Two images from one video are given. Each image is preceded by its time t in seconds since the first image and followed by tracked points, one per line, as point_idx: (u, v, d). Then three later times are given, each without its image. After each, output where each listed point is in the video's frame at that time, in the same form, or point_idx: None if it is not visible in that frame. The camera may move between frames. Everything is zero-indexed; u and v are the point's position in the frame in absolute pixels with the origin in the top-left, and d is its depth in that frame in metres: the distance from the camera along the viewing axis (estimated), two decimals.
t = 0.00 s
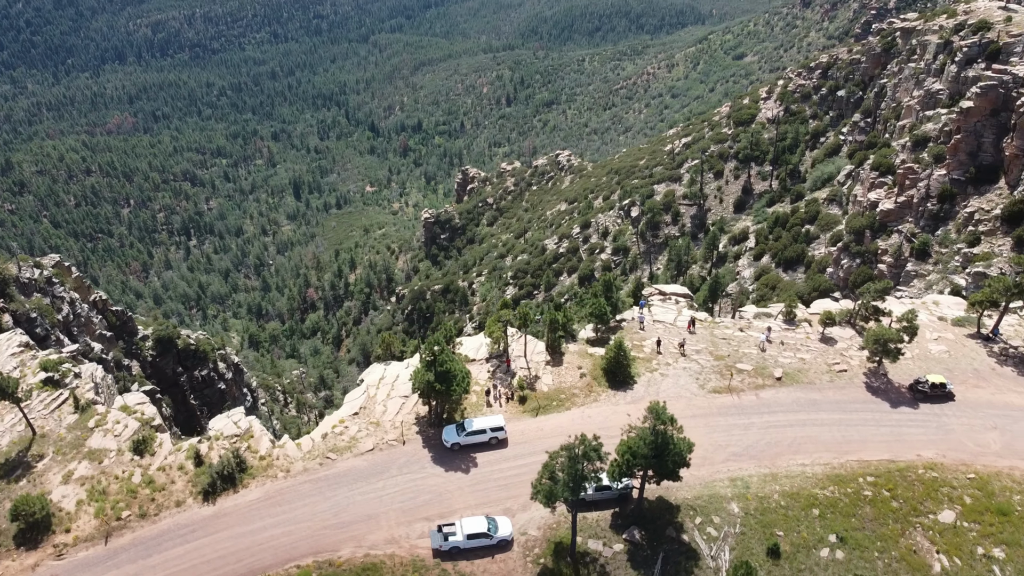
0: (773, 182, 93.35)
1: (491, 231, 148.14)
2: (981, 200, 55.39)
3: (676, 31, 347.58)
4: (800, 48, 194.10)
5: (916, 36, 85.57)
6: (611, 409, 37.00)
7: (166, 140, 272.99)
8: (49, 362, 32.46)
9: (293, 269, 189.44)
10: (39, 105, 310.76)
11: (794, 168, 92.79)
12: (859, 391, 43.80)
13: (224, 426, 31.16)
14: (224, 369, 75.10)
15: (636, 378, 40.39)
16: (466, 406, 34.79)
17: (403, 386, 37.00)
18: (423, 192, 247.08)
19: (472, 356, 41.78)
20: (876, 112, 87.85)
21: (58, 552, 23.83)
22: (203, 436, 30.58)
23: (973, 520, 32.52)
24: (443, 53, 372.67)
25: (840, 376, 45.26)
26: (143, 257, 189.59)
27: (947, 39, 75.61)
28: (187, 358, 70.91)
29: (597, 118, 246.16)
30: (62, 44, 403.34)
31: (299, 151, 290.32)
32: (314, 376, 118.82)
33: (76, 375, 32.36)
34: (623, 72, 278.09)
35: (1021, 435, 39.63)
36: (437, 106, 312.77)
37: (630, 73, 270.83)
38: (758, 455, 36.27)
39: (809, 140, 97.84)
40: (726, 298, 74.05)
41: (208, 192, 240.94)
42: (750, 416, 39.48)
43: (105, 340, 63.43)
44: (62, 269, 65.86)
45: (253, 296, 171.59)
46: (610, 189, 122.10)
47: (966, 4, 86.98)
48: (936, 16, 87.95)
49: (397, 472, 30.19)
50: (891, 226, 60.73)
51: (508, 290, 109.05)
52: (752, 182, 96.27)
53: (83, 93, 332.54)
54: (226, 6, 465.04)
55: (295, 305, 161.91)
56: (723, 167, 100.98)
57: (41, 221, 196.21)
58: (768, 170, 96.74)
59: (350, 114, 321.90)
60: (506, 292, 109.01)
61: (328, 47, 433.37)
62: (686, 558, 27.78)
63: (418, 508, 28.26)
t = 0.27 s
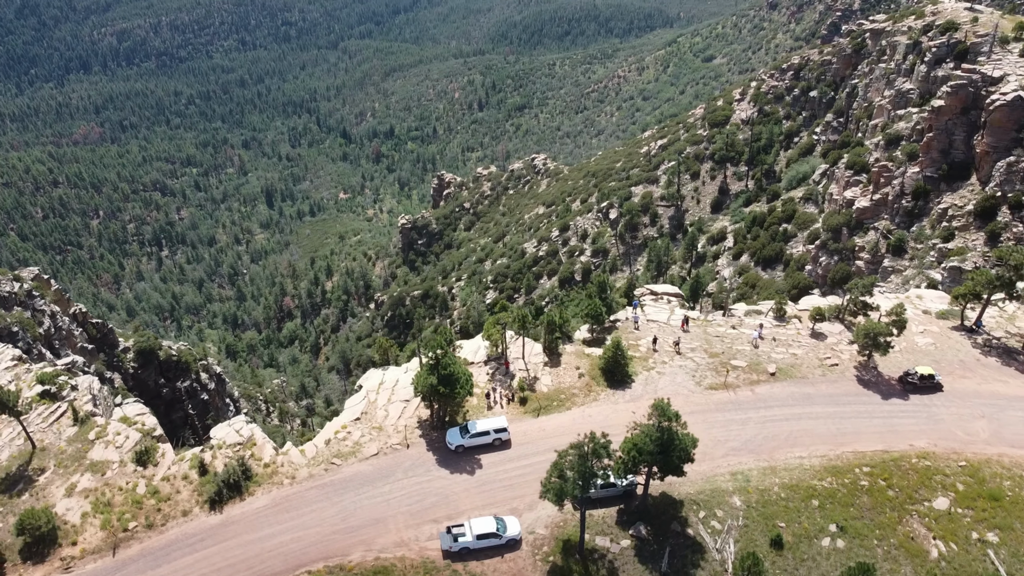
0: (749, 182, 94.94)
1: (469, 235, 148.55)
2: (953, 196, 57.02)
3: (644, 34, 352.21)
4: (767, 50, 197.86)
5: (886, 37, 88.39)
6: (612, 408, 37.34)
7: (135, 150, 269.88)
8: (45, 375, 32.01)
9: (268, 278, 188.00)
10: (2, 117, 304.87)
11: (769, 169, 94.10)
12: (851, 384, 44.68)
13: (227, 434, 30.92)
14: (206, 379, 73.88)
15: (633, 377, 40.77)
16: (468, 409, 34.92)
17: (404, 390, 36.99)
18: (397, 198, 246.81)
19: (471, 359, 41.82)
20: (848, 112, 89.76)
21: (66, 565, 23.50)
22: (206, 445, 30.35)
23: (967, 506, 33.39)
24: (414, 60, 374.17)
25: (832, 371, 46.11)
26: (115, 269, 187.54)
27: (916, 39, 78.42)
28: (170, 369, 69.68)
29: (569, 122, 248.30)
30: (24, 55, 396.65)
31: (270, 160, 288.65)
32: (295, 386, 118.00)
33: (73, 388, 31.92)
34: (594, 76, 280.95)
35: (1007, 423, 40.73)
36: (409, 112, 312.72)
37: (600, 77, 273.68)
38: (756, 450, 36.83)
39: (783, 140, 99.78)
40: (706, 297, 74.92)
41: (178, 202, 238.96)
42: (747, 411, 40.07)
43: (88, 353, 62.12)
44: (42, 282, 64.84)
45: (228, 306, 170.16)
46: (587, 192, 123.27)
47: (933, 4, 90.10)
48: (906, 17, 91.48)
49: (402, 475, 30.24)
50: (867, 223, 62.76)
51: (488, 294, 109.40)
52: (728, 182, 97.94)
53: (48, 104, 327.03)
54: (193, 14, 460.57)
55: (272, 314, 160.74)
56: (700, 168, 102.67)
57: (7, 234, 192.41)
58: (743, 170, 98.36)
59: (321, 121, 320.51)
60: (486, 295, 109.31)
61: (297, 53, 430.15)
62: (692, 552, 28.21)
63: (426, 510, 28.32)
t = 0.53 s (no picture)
0: (727, 181, 96.39)
1: (448, 240, 148.59)
2: (929, 192, 58.95)
3: (615, 37, 356.12)
4: (737, 51, 200.94)
5: (858, 37, 90.46)
6: (612, 406, 37.73)
7: (104, 160, 266.15)
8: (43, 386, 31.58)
9: (244, 286, 186.16)
10: None
11: (746, 168, 95.26)
12: (843, 377, 45.55)
13: (230, 442, 30.75)
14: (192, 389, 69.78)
15: (632, 375, 41.13)
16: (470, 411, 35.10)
17: (405, 393, 37.03)
18: (372, 204, 246.04)
19: (470, 361, 42.00)
20: (822, 111, 91.09)
21: None
22: (210, 453, 30.17)
23: (960, 492, 34.25)
24: (386, 65, 374.07)
25: (825, 364, 46.95)
26: (86, 281, 184.96)
27: (888, 39, 79.94)
28: (152, 380, 66.45)
29: (543, 125, 249.61)
30: None
31: (243, 167, 286.10)
32: (278, 394, 117.02)
33: (72, 399, 31.52)
34: (566, 78, 283.04)
35: (995, 411, 41.77)
36: (382, 117, 311.61)
37: (573, 79, 275.84)
38: (754, 443, 37.39)
39: (759, 139, 101.39)
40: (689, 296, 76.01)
41: (150, 211, 236.40)
42: (745, 406, 40.67)
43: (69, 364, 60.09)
44: (23, 294, 63.54)
45: (204, 316, 168.36)
46: (566, 194, 124.08)
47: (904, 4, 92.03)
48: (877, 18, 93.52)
49: (409, 478, 30.32)
50: (846, 219, 64.11)
51: (469, 298, 109.57)
52: (706, 182, 99.48)
53: (13, 114, 320.75)
54: (160, 21, 454.94)
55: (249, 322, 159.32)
56: (677, 169, 104.33)
57: None
58: (721, 171, 99.64)
59: (293, 128, 318.23)
60: (467, 299, 109.52)
61: (267, 59, 427.02)
62: (699, 544, 28.68)
63: (435, 511, 28.46)
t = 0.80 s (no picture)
0: (706, 181, 97.81)
1: (427, 244, 148.68)
2: (905, 188, 60.02)
3: (586, 40, 360.27)
4: (708, 53, 204.13)
5: (830, 37, 92.18)
6: (613, 403, 38.08)
7: (73, 170, 262.35)
8: (41, 397, 31.06)
9: (221, 295, 184.37)
10: None
11: (725, 167, 97.17)
12: (836, 369, 46.37)
13: (234, 448, 30.56)
14: (175, 400, 67.25)
15: (630, 372, 41.61)
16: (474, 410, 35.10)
17: (407, 395, 36.98)
18: (348, 210, 245.18)
19: (470, 362, 42.20)
20: (798, 111, 92.58)
21: None
22: (215, 460, 29.94)
23: (954, 478, 35.08)
24: (357, 70, 373.73)
25: (818, 357, 47.74)
26: (58, 293, 182.34)
27: (860, 38, 81.54)
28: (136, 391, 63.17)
29: (517, 128, 250.86)
30: None
31: (215, 175, 283.28)
32: (260, 403, 116.06)
33: (71, 410, 31.10)
34: (538, 82, 285.05)
35: (983, 398, 42.79)
36: (355, 122, 310.02)
37: (546, 83, 277.81)
38: (753, 435, 37.94)
39: (735, 139, 103.23)
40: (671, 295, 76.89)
41: (122, 222, 233.93)
42: (742, 400, 41.23)
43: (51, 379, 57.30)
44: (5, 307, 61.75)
45: (181, 326, 166.64)
46: (546, 196, 125.00)
47: (875, 5, 93.64)
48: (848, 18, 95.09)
49: (416, 479, 30.40)
50: (824, 216, 65.20)
51: (451, 301, 109.71)
52: (685, 183, 100.93)
53: None
54: (127, 30, 448.53)
55: (227, 331, 157.88)
56: (656, 170, 105.06)
57: None
58: (699, 170, 101.58)
59: (266, 135, 315.60)
60: (450, 303, 109.70)
61: (237, 66, 422.97)
62: (704, 535, 29.09)
63: (443, 511, 28.59)
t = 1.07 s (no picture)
0: (683, 182, 99.08)
1: (405, 250, 148.76)
2: (881, 185, 61.83)
3: (556, 45, 364.35)
4: (679, 56, 207.33)
5: (803, 39, 93.88)
6: (613, 402, 38.43)
7: (40, 183, 258.48)
8: (38, 408, 30.55)
9: (196, 305, 182.67)
10: None
11: (702, 168, 98.33)
12: (828, 363, 47.21)
13: (238, 455, 30.39)
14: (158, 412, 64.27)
15: (627, 370, 41.94)
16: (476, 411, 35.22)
17: (407, 399, 36.94)
18: (322, 218, 244.37)
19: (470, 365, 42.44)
20: (772, 112, 94.43)
21: None
22: (219, 468, 29.74)
23: (947, 466, 35.91)
24: (328, 77, 373.12)
25: (810, 352, 48.55)
26: (28, 307, 179.77)
27: (832, 40, 83.27)
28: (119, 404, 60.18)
29: (491, 133, 251.87)
30: None
31: (186, 184, 280.31)
32: (241, 414, 115.23)
33: (71, 421, 30.71)
34: (511, 87, 286.77)
35: (970, 387, 43.85)
36: (327, 129, 308.05)
37: (518, 87, 279.52)
38: (749, 430, 38.49)
39: (712, 140, 104.71)
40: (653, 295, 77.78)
41: (92, 233, 231.21)
42: (738, 395, 41.82)
43: (34, 391, 55.37)
44: None
45: (156, 338, 164.86)
46: (525, 200, 126.04)
47: (847, 6, 94.91)
48: (821, 19, 96.50)
49: (422, 481, 30.44)
50: (803, 215, 67.55)
51: (433, 307, 109.91)
52: (663, 184, 101.87)
53: None
54: (93, 39, 441.62)
55: (203, 342, 156.47)
56: (634, 172, 106.84)
57: None
58: (676, 172, 102.71)
59: (237, 143, 312.69)
60: (431, 309, 109.75)
61: (207, 74, 418.82)
62: (708, 529, 29.53)
63: (450, 512, 28.72)
